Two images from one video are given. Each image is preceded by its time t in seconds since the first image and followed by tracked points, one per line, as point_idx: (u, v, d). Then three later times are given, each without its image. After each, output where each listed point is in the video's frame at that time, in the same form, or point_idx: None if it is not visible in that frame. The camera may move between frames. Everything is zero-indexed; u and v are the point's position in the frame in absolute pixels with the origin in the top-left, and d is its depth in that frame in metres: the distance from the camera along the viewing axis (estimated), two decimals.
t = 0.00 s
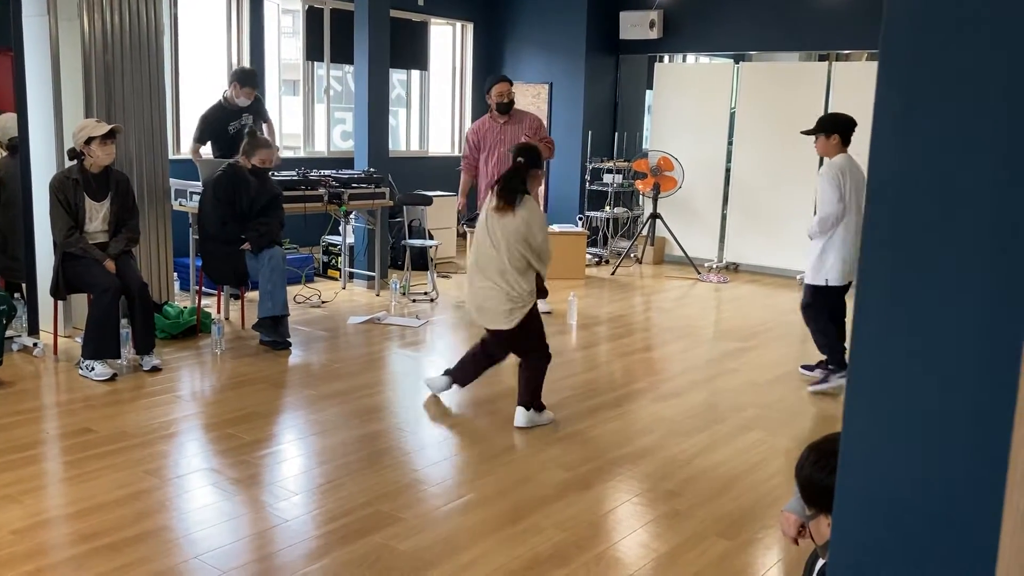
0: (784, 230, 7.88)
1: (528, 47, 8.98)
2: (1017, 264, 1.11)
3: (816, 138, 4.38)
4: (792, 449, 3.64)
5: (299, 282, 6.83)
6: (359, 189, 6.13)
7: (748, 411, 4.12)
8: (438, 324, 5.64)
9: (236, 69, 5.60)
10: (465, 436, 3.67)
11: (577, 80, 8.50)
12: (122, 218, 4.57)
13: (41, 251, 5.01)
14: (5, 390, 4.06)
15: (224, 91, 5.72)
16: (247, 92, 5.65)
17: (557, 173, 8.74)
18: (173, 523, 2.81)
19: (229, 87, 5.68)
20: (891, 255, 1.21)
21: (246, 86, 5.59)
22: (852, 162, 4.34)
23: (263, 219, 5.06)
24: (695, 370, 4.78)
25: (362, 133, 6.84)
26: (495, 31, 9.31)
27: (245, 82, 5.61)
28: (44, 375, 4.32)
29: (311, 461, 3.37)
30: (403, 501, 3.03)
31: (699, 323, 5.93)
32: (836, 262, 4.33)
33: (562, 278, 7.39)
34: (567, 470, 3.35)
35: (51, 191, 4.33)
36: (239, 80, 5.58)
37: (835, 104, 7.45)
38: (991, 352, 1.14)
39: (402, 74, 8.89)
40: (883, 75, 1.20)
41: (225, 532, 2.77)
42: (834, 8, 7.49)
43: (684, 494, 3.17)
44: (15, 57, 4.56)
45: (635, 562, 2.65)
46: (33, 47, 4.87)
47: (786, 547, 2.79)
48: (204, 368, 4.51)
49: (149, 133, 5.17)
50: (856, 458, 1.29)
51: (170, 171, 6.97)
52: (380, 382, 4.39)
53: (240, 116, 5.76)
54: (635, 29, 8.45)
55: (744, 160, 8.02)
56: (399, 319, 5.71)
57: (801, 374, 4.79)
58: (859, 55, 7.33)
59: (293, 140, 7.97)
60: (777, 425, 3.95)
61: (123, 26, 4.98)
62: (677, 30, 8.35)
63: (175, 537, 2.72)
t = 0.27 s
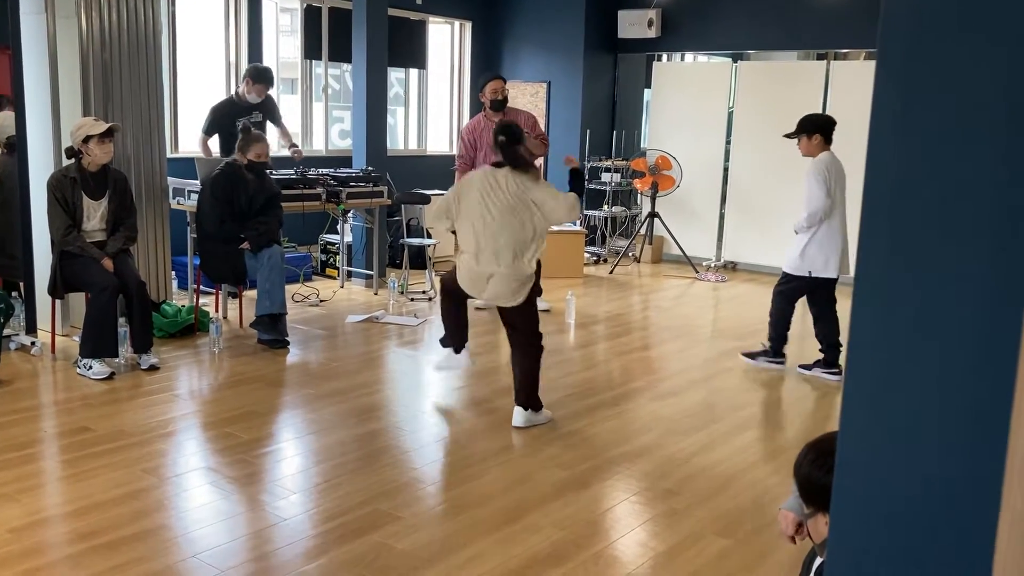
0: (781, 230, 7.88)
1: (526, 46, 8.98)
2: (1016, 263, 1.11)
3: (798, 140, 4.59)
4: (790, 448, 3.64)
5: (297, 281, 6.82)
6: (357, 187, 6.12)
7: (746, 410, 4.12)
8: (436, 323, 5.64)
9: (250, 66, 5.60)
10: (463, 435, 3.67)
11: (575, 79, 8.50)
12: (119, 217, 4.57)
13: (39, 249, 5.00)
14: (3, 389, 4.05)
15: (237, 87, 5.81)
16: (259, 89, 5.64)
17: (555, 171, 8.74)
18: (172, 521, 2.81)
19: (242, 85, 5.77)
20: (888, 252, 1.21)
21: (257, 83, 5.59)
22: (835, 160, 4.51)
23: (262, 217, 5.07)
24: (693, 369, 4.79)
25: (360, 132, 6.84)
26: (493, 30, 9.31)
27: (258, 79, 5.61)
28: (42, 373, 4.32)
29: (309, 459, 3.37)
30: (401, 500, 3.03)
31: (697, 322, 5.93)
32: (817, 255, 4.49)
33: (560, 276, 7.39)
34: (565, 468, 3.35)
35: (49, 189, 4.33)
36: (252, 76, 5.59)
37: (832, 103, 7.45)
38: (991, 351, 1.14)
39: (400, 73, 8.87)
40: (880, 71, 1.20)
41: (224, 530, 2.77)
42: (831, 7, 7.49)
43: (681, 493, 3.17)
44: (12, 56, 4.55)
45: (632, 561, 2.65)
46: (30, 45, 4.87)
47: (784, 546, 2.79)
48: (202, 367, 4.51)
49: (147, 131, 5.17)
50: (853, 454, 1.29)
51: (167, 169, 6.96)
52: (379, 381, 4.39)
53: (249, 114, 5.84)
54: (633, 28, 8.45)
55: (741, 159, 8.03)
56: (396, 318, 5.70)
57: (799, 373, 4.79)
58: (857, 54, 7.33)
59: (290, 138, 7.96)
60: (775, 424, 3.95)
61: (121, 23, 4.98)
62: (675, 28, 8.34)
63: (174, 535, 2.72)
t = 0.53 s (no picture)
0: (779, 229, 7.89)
1: (524, 45, 8.98)
2: (1016, 264, 1.10)
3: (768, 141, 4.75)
4: (787, 447, 3.65)
5: (294, 280, 6.82)
6: (355, 186, 6.12)
7: (744, 409, 4.13)
8: (434, 322, 5.64)
9: (267, 69, 5.68)
10: (461, 434, 3.68)
11: (573, 78, 8.50)
12: (117, 216, 4.56)
13: (37, 248, 5.00)
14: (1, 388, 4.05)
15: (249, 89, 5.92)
16: (275, 93, 5.73)
17: (553, 170, 8.74)
18: (169, 520, 2.81)
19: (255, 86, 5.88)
20: (886, 250, 1.21)
21: (272, 86, 5.67)
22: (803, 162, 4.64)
23: (257, 216, 5.05)
24: (690, 368, 4.79)
25: (358, 131, 6.84)
26: (491, 29, 9.31)
27: (274, 83, 5.69)
28: (39, 372, 4.32)
29: (307, 458, 3.37)
30: (399, 499, 3.03)
31: (694, 321, 5.94)
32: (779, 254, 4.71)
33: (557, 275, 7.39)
34: (563, 467, 3.35)
35: (46, 188, 4.33)
36: (268, 79, 5.66)
37: (829, 102, 7.47)
38: (990, 352, 1.14)
39: (398, 72, 8.86)
40: (879, 69, 1.19)
41: (222, 529, 2.77)
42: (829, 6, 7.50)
43: (679, 491, 3.17)
44: (9, 54, 4.55)
45: (629, 560, 2.65)
46: (27, 44, 4.86)
47: (781, 544, 2.80)
48: (200, 366, 4.51)
49: (145, 130, 5.16)
50: (852, 452, 1.29)
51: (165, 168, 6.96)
52: (377, 379, 4.39)
53: (260, 115, 5.96)
54: (631, 27, 8.45)
55: (739, 158, 8.03)
56: (394, 316, 5.71)
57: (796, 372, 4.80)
58: (855, 53, 7.34)
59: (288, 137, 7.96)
60: (773, 423, 3.95)
61: (118, 22, 4.97)
62: (673, 27, 8.35)
63: (171, 534, 2.72)
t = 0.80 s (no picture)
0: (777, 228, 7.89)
1: (522, 44, 8.98)
2: (1015, 264, 1.10)
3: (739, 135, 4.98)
4: (785, 446, 3.65)
5: (292, 279, 6.82)
6: (353, 185, 6.12)
7: (741, 408, 4.13)
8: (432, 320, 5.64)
9: (272, 63, 5.75)
10: (458, 433, 3.68)
11: (571, 77, 8.50)
12: (114, 214, 4.56)
13: (34, 247, 5.00)
14: None
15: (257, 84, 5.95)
16: (279, 87, 5.80)
17: (551, 169, 8.74)
18: (166, 519, 2.81)
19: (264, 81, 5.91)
20: (883, 250, 1.20)
21: (277, 80, 5.73)
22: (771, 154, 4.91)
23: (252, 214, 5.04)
24: (688, 367, 4.80)
25: (355, 129, 6.83)
26: (489, 27, 9.30)
27: (279, 77, 5.76)
28: (36, 371, 4.31)
29: (305, 457, 3.37)
30: (396, 498, 3.03)
31: (692, 320, 5.95)
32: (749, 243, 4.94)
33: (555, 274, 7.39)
34: (561, 466, 3.36)
35: (43, 186, 4.32)
36: (273, 73, 5.73)
37: (826, 102, 7.48)
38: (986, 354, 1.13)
39: (396, 70, 8.85)
40: (876, 68, 1.19)
41: (219, 528, 2.77)
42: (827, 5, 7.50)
43: (677, 490, 3.18)
44: (7, 52, 4.54)
45: (627, 559, 2.66)
46: (24, 42, 4.85)
47: (779, 543, 2.80)
48: (197, 365, 4.50)
49: (142, 128, 5.16)
50: (849, 453, 1.28)
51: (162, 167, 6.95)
52: (375, 378, 4.40)
53: (265, 110, 5.97)
54: (629, 26, 8.43)
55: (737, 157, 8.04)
56: (392, 315, 5.71)
57: (794, 371, 4.81)
58: (852, 53, 7.35)
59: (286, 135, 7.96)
60: (771, 422, 3.95)
61: (116, 20, 4.97)
62: (671, 26, 8.34)
63: (168, 533, 2.72)
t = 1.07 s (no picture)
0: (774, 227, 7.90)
1: (520, 43, 8.98)
2: (1006, 266, 1.09)
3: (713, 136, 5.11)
4: (782, 445, 3.66)
5: (290, 278, 6.82)
6: (350, 184, 6.12)
7: (739, 407, 4.14)
8: (430, 319, 5.64)
9: (269, 63, 5.78)
10: (456, 432, 3.68)
11: (568, 76, 8.50)
12: (112, 214, 4.56)
13: (31, 246, 4.99)
14: None
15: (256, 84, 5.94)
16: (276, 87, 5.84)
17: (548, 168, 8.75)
18: (163, 518, 2.81)
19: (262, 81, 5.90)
20: (878, 248, 1.19)
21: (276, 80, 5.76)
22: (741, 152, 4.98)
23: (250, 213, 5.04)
24: (685, 366, 4.80)
25: (353, 128, 6.83)
26: (486, 26, 9.30)
27: (277, 77, 5.78)
28: (33, 370, 4.31)
29: (302, 456, 3.37)
30: (393, 497, 3.03)
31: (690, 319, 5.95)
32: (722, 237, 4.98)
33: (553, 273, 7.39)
34: (558, 465, 3.35)
35: (40, 185, 4.31)
36: (272, 73, 5.74)
37: (823, 101, 7.48)
38: (977, 357, 1.12)
39: (394, 69, 8.85)
40: (871, 65, 1.17)
41: (216, 527, 2.77)
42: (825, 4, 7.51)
43: (674, 489, 3.18)
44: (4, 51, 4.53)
45: (624, 558, 2.66)
46: (21, 41, 4.85)
47: (776, 542, 2.80)
48: (194, 364, 4.50)
49: (140, 127, 5.15)
50: (844, 451, 1.28)
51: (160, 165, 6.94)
52: (373, 377, 4.40)
53: (263, 110, 5.96)
54: (626, 25, 8.44)
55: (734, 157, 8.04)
56: (390, 314, 5.71)
57: (791, 370, 4.81)
58: (850, 52, 7.36)
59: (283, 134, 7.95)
60: (768, 421, 3.96)
61: (113, 19, 4.96)
62: (669, 25, 8.34)
63: (165, 532, 2.71)
